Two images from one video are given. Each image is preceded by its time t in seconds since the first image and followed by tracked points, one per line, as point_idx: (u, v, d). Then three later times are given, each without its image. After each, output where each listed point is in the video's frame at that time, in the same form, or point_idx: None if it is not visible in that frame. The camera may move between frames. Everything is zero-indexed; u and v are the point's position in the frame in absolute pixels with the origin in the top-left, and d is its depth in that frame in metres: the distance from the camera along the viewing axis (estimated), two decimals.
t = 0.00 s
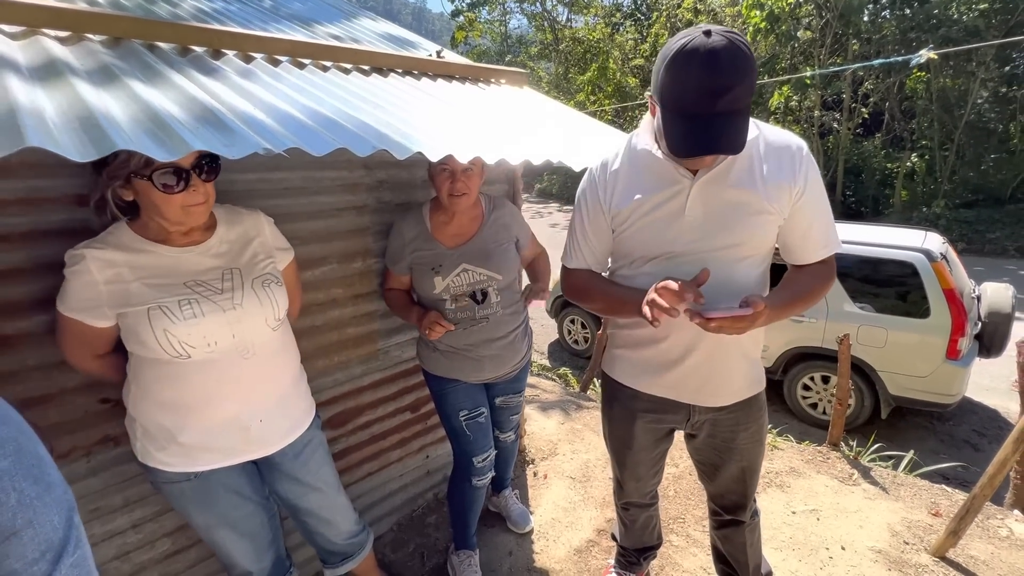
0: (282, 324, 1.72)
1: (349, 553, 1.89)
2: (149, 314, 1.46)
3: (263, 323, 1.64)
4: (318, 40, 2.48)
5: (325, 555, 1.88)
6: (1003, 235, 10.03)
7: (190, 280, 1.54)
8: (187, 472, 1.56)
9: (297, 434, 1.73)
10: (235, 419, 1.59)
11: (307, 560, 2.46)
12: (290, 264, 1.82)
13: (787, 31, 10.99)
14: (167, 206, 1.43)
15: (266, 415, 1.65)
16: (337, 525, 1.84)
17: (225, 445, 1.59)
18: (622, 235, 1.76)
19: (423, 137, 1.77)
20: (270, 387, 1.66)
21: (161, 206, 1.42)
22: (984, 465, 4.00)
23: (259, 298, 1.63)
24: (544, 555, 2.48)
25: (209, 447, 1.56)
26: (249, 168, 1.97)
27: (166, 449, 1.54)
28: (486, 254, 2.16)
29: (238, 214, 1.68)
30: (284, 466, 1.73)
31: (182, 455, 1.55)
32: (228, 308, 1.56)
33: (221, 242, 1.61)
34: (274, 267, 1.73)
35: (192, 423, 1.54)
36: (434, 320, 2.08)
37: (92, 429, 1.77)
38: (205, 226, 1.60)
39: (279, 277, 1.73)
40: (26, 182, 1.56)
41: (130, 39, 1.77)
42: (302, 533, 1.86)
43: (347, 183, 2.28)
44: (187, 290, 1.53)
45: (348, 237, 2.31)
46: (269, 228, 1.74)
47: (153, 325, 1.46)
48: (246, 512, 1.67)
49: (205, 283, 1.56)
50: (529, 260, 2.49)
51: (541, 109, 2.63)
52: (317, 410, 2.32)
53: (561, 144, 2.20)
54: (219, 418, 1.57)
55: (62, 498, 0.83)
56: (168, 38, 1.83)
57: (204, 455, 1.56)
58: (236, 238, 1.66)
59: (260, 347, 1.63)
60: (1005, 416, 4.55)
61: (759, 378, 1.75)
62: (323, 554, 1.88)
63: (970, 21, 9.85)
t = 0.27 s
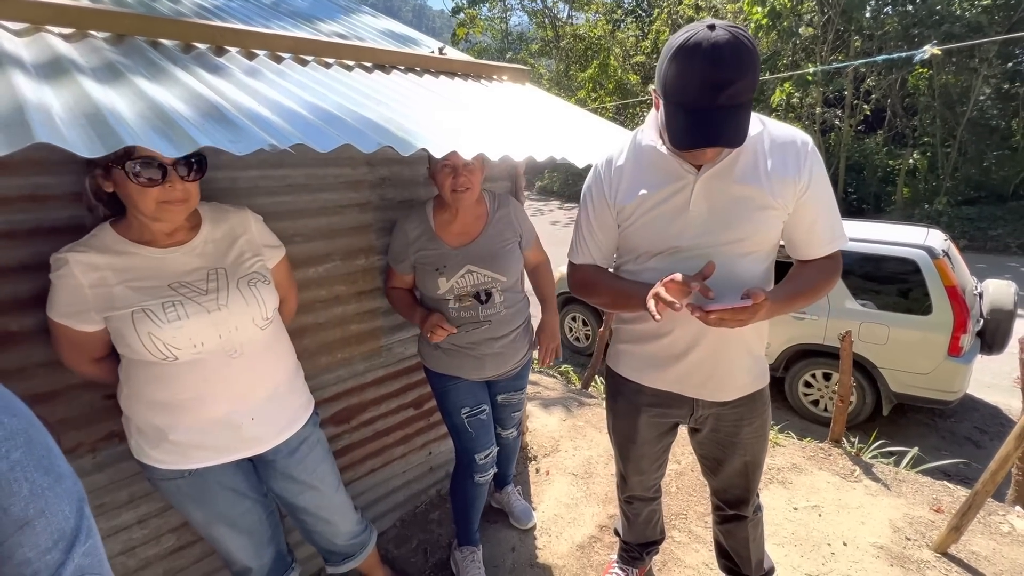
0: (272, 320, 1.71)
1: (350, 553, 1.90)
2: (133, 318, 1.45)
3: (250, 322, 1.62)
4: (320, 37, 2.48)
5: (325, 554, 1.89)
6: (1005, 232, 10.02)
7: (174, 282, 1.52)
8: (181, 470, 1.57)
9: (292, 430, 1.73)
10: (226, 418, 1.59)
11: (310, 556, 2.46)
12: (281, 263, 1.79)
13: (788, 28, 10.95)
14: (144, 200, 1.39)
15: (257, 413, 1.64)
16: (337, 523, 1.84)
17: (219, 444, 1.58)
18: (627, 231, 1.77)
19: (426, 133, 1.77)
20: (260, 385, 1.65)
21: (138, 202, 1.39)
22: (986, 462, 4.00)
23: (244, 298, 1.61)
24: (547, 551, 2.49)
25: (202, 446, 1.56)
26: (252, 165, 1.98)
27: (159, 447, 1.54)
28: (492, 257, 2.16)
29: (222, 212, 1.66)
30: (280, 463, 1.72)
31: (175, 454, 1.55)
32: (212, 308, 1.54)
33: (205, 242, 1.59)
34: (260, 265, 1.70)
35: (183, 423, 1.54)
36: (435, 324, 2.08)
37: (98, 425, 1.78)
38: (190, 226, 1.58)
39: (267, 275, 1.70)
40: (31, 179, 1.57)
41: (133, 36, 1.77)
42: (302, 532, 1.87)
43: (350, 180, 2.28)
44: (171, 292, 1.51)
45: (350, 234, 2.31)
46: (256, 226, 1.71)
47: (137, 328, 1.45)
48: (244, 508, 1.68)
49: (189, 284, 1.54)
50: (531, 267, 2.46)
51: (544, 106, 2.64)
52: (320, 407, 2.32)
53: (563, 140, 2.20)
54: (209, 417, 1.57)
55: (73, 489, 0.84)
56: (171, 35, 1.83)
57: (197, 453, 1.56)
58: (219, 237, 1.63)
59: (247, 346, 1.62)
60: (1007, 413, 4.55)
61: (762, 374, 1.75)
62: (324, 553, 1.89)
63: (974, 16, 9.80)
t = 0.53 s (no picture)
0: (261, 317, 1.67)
1: (349, 554, 1.91)
2: (117, 319, 1.44)
3: (236, 322, 1.58)
4: (323, 33, 2.48)
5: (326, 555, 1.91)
6: (1010, 229, 9.98)
7: (158, 282, 1.49)
8: (173, 467, 1.57)
9: (286, 428, 1.71)
10: (216, 417, 1.57)
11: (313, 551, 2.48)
12: (276, 263, 1.76)
13: (793, 24, 10.91)
14: (120, 193, 1.36)
15: (248, 412, 1.61)
16: (335, 526, 1.84)
17: (212, 441, 1.58)
18: (630, 226, 1.77)
19: (429, 128, 1.77)
20: (249, 384, 1.62)
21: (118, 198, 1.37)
22: (989, 460, 4.00)
23: (229, 298, 1.57)
24: (549, 546, 2.50)
25: (193, 444, 1.56)
26: (255, 161, 1.98)
27: (152, 444, 1.55)
28: (496, 255, 2.16)
29: (207, 210, 1.61)
30: (273, 462, 1.71)
31: (166, 450, 1.55)
32: (196, 309, 1.51)
33: (191, 242, 1.56)
34: (247, 263, 1.65)
35: (173, 421, 1.54)
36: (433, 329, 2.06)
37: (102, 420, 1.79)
38: (176, 225, 1.54)
39: (254, 274, 1.66)
40: (35, 175, 1.57)
41: (137, 32, 1.77)
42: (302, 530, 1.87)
43: (353, 176, 2.28)
44: (155, 294, 1.48)
45: (353, 231, 2.31)
46: (244, 223, 1.67)
47: (121, 330, 1.44)
48: (239, 505, 1.68)
49: (174, 285, 1.51)
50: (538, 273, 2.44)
51: (547, 102, 2.63)
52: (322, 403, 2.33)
53: (566, 136, 2.20)
54: (198, 416, 1.55)
55: (75, 480, 0.84)
56: (174, 31, 1.83)
57: (188, 451, 1.56)
58: (205, 235, 1.59)
59: (235, 345, 1.59)
60: (1010, 411, 4.54)
61: (765, 371, 1.75)
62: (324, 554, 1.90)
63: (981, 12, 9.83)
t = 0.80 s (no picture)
0: (255, 309, 1.66)
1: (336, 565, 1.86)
2: (108, 315, 1.43)
3: (229, 316, 1.58)
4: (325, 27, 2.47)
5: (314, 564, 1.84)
6: (1018, 227, 9.90)
7: (148, 277, 1.48)
8: (171, 460, 1.58)
9: (282, 422, 1.69)
10: (211, 410, 1.57)
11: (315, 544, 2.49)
12: (273, 257, 1.75)
13: (800, 19, 10.83)
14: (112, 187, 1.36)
15: (243, 405, 1.61)
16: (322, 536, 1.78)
17: (208, 435, 1.58)
18: (632, 221, 1.77)
19: (431, 122, 1.77)
20: (243, 378, 1.62)
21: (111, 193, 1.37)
22: (994, 458, 3.98)
23: (220, 292, 1.56)
24: (550, 541, 2.50)
25: (189, 437, 1.56)
26: (257, 155, 1.98)
27: (150, 437, 1.57)
28: (499, 251, 2.15)
29: (200, 203, 1.61)
30: (263, 461, 1.67)
31: (163, 443, 1.56)
32: (187, 303, 1.50)
33: (182, 236, 1.55)
34: (239, 256, 1.64)
35: (169, 414, 1.54)
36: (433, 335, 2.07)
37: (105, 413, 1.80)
38: (168, 219, 1.54)
39: (247, 267, 1.65)
40: (38, 168, 1.58)
41: (139, 26, 1.77)
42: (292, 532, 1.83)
43: (355, 171, 2.28)
44: (146, 288, 1.47)
45: (355, 225, 2.31)
46: (236, 215, 1.65)
47: (113, 325, 1.44)
48: (233, 502, 1.68)
49: (165, 279, 1.50)
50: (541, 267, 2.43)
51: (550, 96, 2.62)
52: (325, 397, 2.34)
53: (569, 131, 2.19)
54: (193, 409, 1.55)
55: (69, 471, 0.85)
56: (176, 24, 1.83)
57: (185, 444, 1.56)
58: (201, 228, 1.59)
59: (229, 338, 1.59)
60: (1016, 409, 4.52)
61: (767, 368, 1.74)
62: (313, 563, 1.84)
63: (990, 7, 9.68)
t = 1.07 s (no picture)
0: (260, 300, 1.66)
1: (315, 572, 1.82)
2: (114, 308, 1.44)
3: (235, 307, 1.58)
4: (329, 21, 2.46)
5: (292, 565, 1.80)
6: None
7: (154, 269, 1.49)
8: (176, 453, 1.58)
9: (281, 416, 1.68)
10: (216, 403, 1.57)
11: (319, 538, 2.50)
12: (272, 246, 1.75)
13: (807, 14, 10.73)
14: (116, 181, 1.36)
15: (247, 398, 1.61)
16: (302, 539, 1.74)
17: (212, 429, 1.57)
18: (637, 216, 1.75)
19: (434, 117, 1.76)
20: (248, 370, 1.62)
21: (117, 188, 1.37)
22: (999, 457, 3.96)
23: (226, 283, 1.57)
24: (552, 537, 2.50)
25: (193, 430, 1.56)
26: (261, 150, 1.98)
27: (155, 430, 1.57)
28: (502, 248, 2.14)
29: (201, 198, 1.62)
30: (256, 459, 1.65)
31: (167, 436, 1.56)
32: (194, 295, 1.51)
33: (182, 228, 1.55)
34: (243, 247, 1.64)
35: (173, 408, 1.54)
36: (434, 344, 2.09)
37: (110, 406, 1.80)
38: (167, 210, 1.54)
39: (250, 257, 1.65)
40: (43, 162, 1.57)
41: (143, 19, 1.77)
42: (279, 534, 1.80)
43: (359, 166, 2.27)
44: (151, 280, 1.48)
45: (359, 221, 2.31)
46: (235, 208, 1.65)
47: (119, 318, 1.44)
48: (231, 499, 1.68)
49: (170, 271, 1.50)
50: (542, 265, 2.43)
51: (554, 91, 2.61)
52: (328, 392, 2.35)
53: (574, 126, 2.18)
54: (197, 402, 1.55)
55: (58, 461, 0.85)
56: (180, 18, 1.83)
57: (188, 438, 1.56)
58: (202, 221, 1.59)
59: (235, 330, 1.59)
60: (1022, 408, 4.49)
61: (774, 365, 1.72)
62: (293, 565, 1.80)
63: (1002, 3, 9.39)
